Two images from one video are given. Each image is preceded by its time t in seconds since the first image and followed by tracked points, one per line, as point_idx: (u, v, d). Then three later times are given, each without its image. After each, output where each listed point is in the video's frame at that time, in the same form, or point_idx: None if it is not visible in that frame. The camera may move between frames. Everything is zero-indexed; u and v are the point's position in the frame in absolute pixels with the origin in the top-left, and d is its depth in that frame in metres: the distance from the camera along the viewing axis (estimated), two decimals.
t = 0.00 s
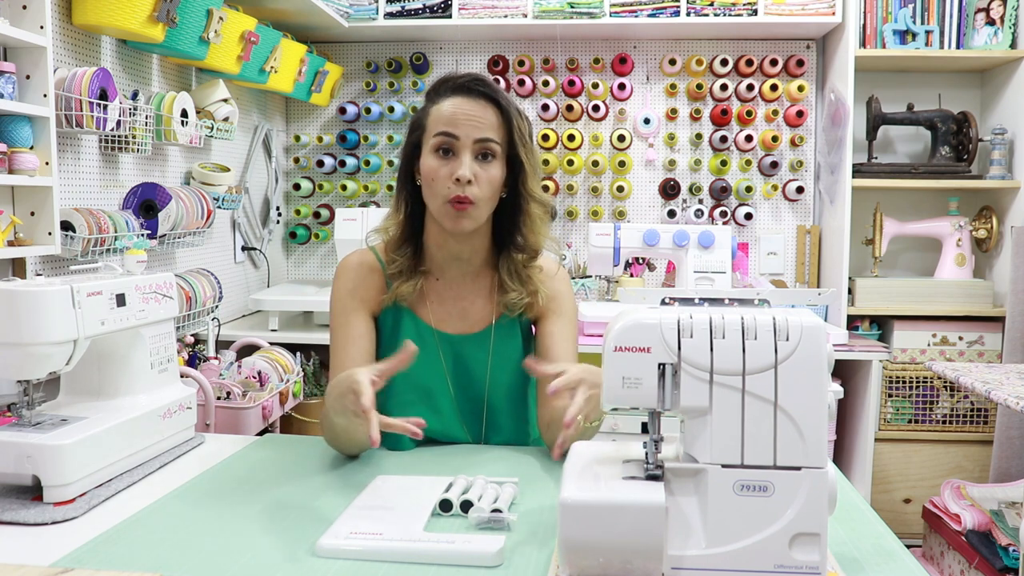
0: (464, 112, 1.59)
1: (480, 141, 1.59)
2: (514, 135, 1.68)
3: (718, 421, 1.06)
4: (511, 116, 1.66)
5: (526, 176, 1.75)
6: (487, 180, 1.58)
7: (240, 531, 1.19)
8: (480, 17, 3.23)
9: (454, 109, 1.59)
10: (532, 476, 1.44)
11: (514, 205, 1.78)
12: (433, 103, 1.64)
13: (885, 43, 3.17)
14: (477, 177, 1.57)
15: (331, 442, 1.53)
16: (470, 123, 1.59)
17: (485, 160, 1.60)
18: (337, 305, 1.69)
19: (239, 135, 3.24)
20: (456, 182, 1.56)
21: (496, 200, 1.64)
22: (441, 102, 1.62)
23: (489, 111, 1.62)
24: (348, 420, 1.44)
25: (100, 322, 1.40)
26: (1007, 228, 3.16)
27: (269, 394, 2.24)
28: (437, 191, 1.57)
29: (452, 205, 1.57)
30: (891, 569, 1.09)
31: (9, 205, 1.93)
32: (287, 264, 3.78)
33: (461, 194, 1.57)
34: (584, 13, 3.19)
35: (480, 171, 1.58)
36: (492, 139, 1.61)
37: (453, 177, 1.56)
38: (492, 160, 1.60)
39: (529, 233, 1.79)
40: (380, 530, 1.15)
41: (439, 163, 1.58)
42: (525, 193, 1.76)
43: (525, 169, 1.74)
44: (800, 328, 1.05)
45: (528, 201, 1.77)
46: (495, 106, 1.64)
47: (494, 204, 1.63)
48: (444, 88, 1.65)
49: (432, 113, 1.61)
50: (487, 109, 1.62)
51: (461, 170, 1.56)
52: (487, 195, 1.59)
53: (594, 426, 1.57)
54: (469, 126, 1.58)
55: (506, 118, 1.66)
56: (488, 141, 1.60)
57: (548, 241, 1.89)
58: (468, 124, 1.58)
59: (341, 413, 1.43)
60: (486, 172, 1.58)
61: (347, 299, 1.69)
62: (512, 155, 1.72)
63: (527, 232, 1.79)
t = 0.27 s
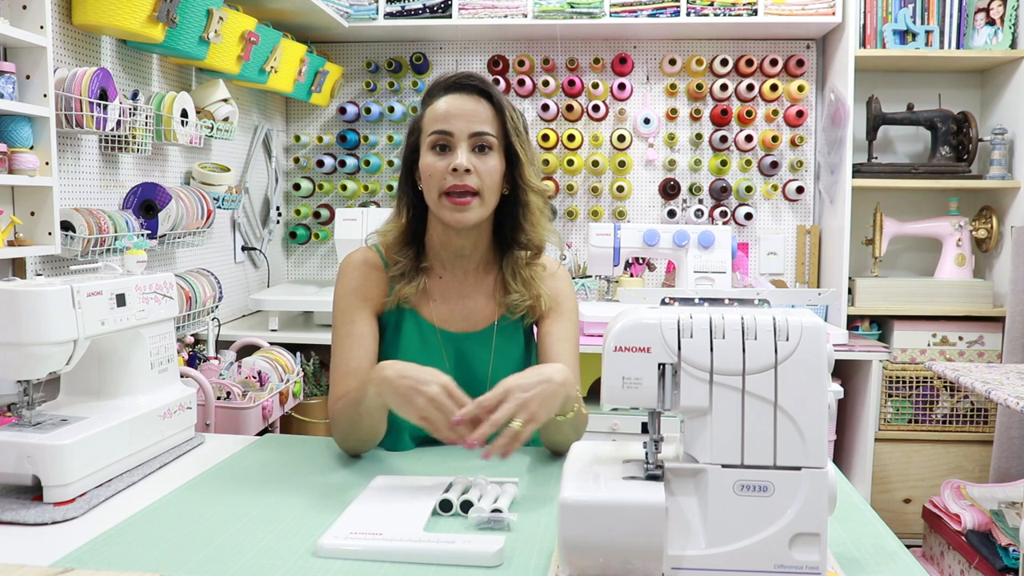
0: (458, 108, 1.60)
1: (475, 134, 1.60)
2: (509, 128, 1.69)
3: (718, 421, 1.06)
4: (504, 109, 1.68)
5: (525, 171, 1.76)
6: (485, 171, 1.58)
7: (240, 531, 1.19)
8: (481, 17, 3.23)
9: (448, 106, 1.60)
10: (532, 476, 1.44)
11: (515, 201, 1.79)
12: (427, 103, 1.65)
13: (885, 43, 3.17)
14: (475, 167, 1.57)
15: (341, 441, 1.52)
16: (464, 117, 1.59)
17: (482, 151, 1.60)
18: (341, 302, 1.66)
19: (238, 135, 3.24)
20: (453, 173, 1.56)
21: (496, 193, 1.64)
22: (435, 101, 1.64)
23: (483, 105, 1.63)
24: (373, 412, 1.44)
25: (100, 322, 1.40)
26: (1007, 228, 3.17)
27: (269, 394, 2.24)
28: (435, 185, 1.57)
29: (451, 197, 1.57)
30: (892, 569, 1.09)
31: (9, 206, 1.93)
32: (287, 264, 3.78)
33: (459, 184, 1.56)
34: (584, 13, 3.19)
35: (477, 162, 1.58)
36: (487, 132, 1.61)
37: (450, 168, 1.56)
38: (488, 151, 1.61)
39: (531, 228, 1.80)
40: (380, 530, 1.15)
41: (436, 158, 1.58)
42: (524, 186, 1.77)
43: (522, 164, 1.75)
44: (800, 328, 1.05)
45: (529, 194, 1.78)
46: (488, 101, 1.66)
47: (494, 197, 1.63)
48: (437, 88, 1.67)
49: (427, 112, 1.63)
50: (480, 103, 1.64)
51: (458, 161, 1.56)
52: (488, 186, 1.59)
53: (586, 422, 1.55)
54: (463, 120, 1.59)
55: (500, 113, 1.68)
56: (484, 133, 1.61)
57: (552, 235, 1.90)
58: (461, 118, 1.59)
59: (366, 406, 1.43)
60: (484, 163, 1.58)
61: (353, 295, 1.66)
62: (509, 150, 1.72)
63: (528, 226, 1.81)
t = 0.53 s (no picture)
0: (461, 106, 1.61)
1: (480, 131, 1.60)
2: (509, 124, 1.70)
3: (718, 421, 1.06)
4: (504, 106, 1.69)
5: (525, 165, 1.78)
6: (493, 166, 1.59)
7: (240, 531, 1.19)
8: (481, 17, 3.23)
9: (449, 104, 1.61)
10: (532, 476, 1.44)
11: (517, 195, 1.80)
12: (426, 104, 1.65)
13: (885, 43, 3.17)
14: (484, 163, 1.57)
15: (342, 438, 1.54)
16: (468, 115, 1.60)
17: (487, 148, 1.61)
18: (344, 303, 1.66)
19: (238, 135, 3.24)
20: (463, 170, 1.56)
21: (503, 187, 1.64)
22: (434, 101, 1.64)
23: (483, 102, 1.64)
24: (377, 390, 1.53)
25: (100, 322, 1.40)
26: (1007, 228, 3.17)
27: (269, 394, 2.24)
28: (445, 183, 1.57)
29: (461, 194, 1.57)
30: (892, 569, 1.09)
31: (9, 206, 1.93)
32: (287, 264, 3.78)
33: (469, 180, 1.57)
34: (584, 13, 3.19)
35: (485, 158, 1.59)
36: (491, 129, 1.62)
37: (459, 165, 1.56)
38: (494, 147, 1.62)
39: (533, 223, 1.82)
40: (380, 530, 1.15)
41: (443, 157, 1.58)
42: (526, 178, 1.79)
43: (524, 158, 1.76)
44: (800, 328, 1.05)
45: (529, 188, 1.80)
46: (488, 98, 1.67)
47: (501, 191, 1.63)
48: (435, 89, 1.67)
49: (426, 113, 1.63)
50: (481, 101, 1.64)
51: (466, 157, 1.57)
52: (496, 180, 1.60)
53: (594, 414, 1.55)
54: (467, 118, 1.60)
55: (500, 110, 1.69)
56: (488, 130, 1.61)
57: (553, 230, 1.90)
58: (464, 116, 1.60)
59: (369, 380, 1.52)
60: (492, 158, 1.59)
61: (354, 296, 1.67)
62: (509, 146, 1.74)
63: (529, 221, 1.82)
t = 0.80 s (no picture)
0: (467, 109, 1.62)
1: (488, 135, 1.62)
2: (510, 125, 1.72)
3: (718, 421, 1.06)
4: (505, 107, 1.71)
5: (521, 162, 1.79)
6: (502, 170, 1.62)
7: (240, 531, 1.19)
8: (481, 17, 3.23)
9: (455, 107, 1.62)
10: (532, 476, 1.44)
11: (513, 195, 1.81)
12: (428, 105, 1.66)
13: (885, 43, 3.17)
14: (493, 167, 1.60)
15: (337, 435, 1.55)
16: (476, 118, 1.62)
17: (494, 151, 1.63)
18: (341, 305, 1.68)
19: (238, 135, 3.24)
20: (474, 174, 1.59)
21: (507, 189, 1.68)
22: (437, 103, 1.64)
23: (485, 104, 1.65)
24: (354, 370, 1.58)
25: (100, 322, 1.40)
26: (1007, 228, 3.16)
27: (269, 394, 2.24)
28: (455, 188, 1.59)
29: (472, 199, 1.60)
30: (892, 569, 1.09)
31: (9, 206, 1.93)
32: (287, 264, 3.78)
33: (480, 184, 1.59)
34: (584, 13, 3.19)
35: (496, 163, 1.62)
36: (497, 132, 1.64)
37: (471, 170, 1.59)
38: (500, 150, 1.64)
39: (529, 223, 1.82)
40: (380, 530, 1.15)
41: (452, 160, 1.60)
42: (521, 178, 1.81)
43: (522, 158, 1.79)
44: (800, 328, 1.05)
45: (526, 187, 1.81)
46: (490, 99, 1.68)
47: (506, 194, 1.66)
48: (438, 88, 1.68)
49: (430, 115, 1.64)
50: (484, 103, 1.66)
51: (478, 162, 1.59)
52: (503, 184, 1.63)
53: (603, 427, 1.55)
54: (475, 121, 1.62)
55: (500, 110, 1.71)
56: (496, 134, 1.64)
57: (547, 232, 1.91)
58: (472, 118, 1.61)
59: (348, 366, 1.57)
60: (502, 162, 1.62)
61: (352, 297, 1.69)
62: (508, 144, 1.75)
63: (526, 221, 1.82)
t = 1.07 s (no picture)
0: (461, 114, 1.61)
1: (482, 140, 1.61)
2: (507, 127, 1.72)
3: (718, 421, 1.06)
4: (502, 110, 1.71)
5: (520, 164, 1.80)
6: (496, 175, 1.61)
7: (240, 531, 1.18)
8: (481, 17, 3.23)
9: (450, 112, 1.61)
10: (532, 476, 1.44)
11: (513, 195, 1.83)
12: (424, 109, 1.66)
13: (885, 43, 3.17)
14: (488, 173, 1.59)
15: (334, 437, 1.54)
16: (470, 123, 1.61)
17: (489, 155, 1.62)
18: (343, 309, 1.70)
19: (238, 135, 3.24)
20: (467, 180, 1.58)
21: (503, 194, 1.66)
22: (433, 107, 1.65)
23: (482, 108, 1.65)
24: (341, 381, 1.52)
25: (100, 322, 1.40)
26: (1007, 228, 3.16)
27: (269, 394, 2.24)
28: (450, 194, 1.59)
29: (466, 205, 1.58)
30: (892, 569, 1.09)
31: (9, 206, 1.93)
32: (287, 264, 3.78)
33: (474, 191, 1.58)
34: (584, 12, 3.19)
35: (489, 168, 1.60)
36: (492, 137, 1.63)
37: (464, 177, 1.58)
38: (496, 155, 1.63)
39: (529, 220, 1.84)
40: (380, 530, 1.15)
41: (446, 167, 1.60)
42: (522, 178, 1.81)
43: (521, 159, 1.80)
44: (799, 328, 1.05)
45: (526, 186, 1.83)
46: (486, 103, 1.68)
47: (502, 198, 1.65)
48: (434, 92, 1.68)
49: (426, 120, 1.64)
50: (481, 107, 1.65)
51: (471, 169, 1.58)
52: (498, 189, 1.62)
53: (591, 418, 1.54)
54: (468, 126, 1.61)
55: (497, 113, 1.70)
56: (490, 139, 1.62)
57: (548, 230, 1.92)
58: (466, 124, 1.60)
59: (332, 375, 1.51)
60: (495, 168, 1.60)
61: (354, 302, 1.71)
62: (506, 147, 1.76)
63: (526, 220, 1.84)
